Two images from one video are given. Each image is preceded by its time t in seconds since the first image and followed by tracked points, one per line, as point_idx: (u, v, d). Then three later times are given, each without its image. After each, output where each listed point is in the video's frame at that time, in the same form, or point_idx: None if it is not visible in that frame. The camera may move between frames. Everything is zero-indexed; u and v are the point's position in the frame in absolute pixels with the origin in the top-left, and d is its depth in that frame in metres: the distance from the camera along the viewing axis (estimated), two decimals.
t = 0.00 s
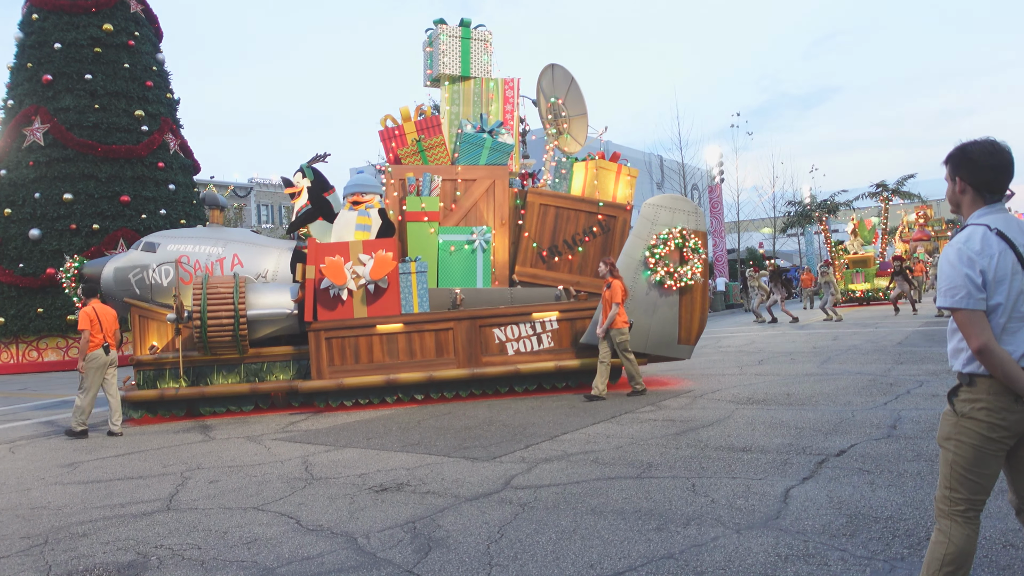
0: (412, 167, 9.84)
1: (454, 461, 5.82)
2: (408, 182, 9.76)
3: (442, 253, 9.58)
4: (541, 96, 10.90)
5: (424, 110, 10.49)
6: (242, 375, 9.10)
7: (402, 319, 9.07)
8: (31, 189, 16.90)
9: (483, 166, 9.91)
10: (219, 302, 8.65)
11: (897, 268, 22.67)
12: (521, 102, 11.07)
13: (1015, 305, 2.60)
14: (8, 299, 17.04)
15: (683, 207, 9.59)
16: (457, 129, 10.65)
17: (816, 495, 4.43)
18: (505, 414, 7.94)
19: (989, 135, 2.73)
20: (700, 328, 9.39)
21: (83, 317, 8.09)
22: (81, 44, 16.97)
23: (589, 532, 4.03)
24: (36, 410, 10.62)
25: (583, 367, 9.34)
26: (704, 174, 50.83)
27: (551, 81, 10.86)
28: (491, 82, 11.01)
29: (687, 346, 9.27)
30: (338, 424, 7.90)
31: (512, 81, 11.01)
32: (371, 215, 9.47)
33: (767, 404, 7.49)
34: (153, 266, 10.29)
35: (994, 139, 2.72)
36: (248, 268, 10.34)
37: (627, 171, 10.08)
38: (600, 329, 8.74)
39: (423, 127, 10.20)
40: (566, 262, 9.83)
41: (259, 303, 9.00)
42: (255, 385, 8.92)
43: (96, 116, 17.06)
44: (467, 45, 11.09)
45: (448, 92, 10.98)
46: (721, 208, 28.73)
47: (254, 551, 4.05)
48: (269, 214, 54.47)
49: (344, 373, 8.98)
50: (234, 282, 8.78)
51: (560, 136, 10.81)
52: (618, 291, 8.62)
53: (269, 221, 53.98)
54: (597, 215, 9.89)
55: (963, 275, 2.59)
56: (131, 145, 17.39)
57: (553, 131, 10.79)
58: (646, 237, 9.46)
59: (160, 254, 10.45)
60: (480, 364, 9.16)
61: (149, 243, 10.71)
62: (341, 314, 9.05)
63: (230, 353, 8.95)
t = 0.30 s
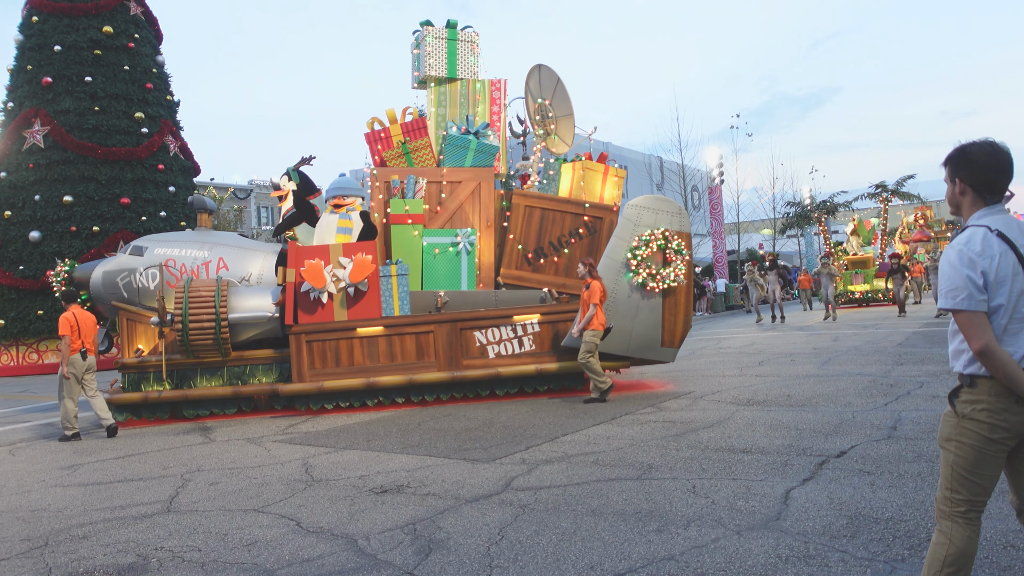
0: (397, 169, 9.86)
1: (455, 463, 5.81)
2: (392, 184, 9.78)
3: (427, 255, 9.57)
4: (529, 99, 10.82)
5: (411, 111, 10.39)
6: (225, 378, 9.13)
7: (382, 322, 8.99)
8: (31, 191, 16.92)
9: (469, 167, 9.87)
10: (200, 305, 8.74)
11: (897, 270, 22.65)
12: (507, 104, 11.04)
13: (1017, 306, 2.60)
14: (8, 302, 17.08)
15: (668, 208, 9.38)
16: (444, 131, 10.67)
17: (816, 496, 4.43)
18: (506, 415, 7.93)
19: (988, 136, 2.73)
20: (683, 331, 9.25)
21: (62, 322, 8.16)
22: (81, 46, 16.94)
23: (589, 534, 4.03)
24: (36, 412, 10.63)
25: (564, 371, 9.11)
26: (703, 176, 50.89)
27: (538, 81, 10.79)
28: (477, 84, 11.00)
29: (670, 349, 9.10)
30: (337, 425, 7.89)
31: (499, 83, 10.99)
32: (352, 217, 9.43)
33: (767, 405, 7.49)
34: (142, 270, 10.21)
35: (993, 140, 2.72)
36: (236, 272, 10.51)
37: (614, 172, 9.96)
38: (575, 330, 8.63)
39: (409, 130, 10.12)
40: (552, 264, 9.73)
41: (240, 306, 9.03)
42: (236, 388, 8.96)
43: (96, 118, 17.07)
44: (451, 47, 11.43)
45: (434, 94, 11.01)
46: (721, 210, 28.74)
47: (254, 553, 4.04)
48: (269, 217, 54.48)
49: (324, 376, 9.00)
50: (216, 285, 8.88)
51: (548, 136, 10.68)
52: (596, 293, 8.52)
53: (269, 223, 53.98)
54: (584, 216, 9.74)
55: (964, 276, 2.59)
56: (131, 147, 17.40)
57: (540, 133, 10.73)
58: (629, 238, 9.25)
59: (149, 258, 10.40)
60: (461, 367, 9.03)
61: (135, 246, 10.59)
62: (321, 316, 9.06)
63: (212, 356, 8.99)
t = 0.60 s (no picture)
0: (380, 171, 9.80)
1: (455, 465, 5.81)
2: (376, 186, 9.68)
3: (410, 258, 9.52)
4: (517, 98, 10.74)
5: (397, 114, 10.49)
6: (209, 382, 9.16)
7: (363, 325, 9.00)
8: (31, 194, 16.95)
9: (455, 168, 9.90)
10: (182, 308, 8.77)
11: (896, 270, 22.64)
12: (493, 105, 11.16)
13: (1017, 305, 2.60)
14: (8, 304, 17.12)
15: (650, 208, 9.37)
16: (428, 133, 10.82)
17: (817, 497, 4.43)
18: (506, 417, 7.92)
19: (989, 136, 2.73)
20: (666, 333, 9.27)
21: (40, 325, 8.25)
22: (81, 49, 16.91)
23: (590, 535, 4.03)
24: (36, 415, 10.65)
25: (544, 374, 9.11)
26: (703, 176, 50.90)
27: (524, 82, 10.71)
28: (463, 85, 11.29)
29: (652, 352, 9.12)
30: (343, 426, 7.98)
31: (484, 84, 11.13)
32: (333, 220, 9.63)
33: (767, 405, 7.50)
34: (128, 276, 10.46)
35: (994, 140, 2.72)
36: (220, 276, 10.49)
37: (601, 172, 9.89)
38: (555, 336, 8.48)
39: (394, 133, 10.17)
40: (538, 266, 9.65)
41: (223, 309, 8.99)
42: (219, 392, 8.98)
43: (96, 121, 17.08)
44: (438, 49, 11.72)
45: (421, 96, 11.29)
46: (722, 210, 28.74)
47: (255, 556, 4.04)
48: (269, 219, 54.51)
49: (305, 379, 8.99)
50: (199, 288, 8.92)
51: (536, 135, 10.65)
52: (572, 298, 8.39)
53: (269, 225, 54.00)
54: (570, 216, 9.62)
55: (965, 277, 2.58)
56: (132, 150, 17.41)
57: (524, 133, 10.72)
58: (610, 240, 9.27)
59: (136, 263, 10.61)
60: (442, 370, 9.01)
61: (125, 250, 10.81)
62: (302, 320, 9.08)
63: (197, 359, 9.02)
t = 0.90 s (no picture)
0: (365, 172, 9.94)
1: (455, 465, 5.81)
2: (359, 188, 9.85)
3: (393, 260, 9.62)
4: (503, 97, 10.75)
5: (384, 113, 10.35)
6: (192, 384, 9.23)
7: (343, 328, 8.97)
8: (31, 195, 16.96)
9: (439, 169, 9.88)
10: (164, 311, 8.93)
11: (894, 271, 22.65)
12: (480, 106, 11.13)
13: (1016, 306, 2.60)
14: (7, 305, 17.14)
15: (632, 210, 9.18)
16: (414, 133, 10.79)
17: (817, 497, 4.43)
18: (506, 417, 7.92)
19: (988, 137, 2.73)
20: (648, 335, 9.05)
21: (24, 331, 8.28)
22: (80, 49, 16.90)
23: (589, 536, 4.03)
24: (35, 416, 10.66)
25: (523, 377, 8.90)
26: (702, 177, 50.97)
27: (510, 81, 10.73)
28: (450, 86, 11.12)
29: (632, 354, 8.90)
30: (339, 428, 7.99)
31: (471, 85, 11.10)
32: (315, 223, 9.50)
33: (766, 406, 7.51)
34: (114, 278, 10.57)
35: (994, 140, 2.72)
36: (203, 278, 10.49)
37: (586, 172, 9.75)
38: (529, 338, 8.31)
39: (379, 134, 10.11)
40: (522, 267, 9.58)
41: (204, 312, 9.13)
42: (200, 394, 9.04)
43: (95, 121, 17.08)
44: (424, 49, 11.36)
45: (406, 97, 11.13)
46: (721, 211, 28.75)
47: (254, 556, 4.04)
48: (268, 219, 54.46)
49: (286, 382, 9.02)
50: (181, 291, 9.09)
51: (521, 135, 10.57)
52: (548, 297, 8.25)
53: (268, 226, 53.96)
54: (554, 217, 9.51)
55: (962, 277, 2.59)
56: (131, 151, 17.40)
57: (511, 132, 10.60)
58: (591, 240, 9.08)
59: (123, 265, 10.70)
60: (421, 373, 8.91)
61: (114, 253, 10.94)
62: (283, 322, 9.15)
63: (179, 362, 9.15)
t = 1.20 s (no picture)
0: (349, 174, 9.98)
1: (454, 465, 5.80)
2: (344, 189, 9.89)
3: (377, 260, 9.62)
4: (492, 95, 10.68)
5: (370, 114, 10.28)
6: (175, 384, 9.32)
7: (322, 329, 8.97)
8: (30, 193, 16.97)
9: (424, 170, 9.92)
10: (146, 311, 9.07)
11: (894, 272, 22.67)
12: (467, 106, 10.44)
13: (1015, 307, 2.61)
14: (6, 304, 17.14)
15: (613, 211, 9.12)
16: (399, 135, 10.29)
17: (816, 498, 4.43)
18: (505, 417, 7.92)
19: (987, 138, 2.73)
20: (629, 338, 8.94)
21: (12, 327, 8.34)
22: (79, 48, 16.87)
23: (588, 536, 4.02)
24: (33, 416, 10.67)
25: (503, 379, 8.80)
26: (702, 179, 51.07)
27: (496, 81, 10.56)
28: (436, 86, 10.47)
29: (613, 356, 8.79)
30: (339, 426, 7.96)
31: (457, 84, 10.40)
32: (296, 224, 9.70)
33: (765, 406, 7.50)
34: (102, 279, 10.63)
35: (992, 141, 2.73)
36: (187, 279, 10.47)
37: (573, 172, 9.67)
38: (508, 342, 8.21)
39: (364, 134, 10.10)
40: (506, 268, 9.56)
41: (186, 312, 9.22)
42: (182, 394, 9.14)
43: (94, 120, 17.07)
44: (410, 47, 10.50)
45: (392, 98, 10.52)
46: (721, 211, 28.75)
47: (253, 555, 4.04)
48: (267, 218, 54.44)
49: (266, 382, 9.07)
50: (163, 291, 9.21)
51: (508, 135, 10.35)
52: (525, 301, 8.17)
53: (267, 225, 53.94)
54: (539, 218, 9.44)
55: (962, 278, 2.59)
56: (131, 150, 17.40)
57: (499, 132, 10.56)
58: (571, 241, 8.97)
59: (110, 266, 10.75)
60: (401, 374, 8.86)
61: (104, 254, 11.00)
62: (264, 323, 9.18)
63: (162, 362, 9.27)
